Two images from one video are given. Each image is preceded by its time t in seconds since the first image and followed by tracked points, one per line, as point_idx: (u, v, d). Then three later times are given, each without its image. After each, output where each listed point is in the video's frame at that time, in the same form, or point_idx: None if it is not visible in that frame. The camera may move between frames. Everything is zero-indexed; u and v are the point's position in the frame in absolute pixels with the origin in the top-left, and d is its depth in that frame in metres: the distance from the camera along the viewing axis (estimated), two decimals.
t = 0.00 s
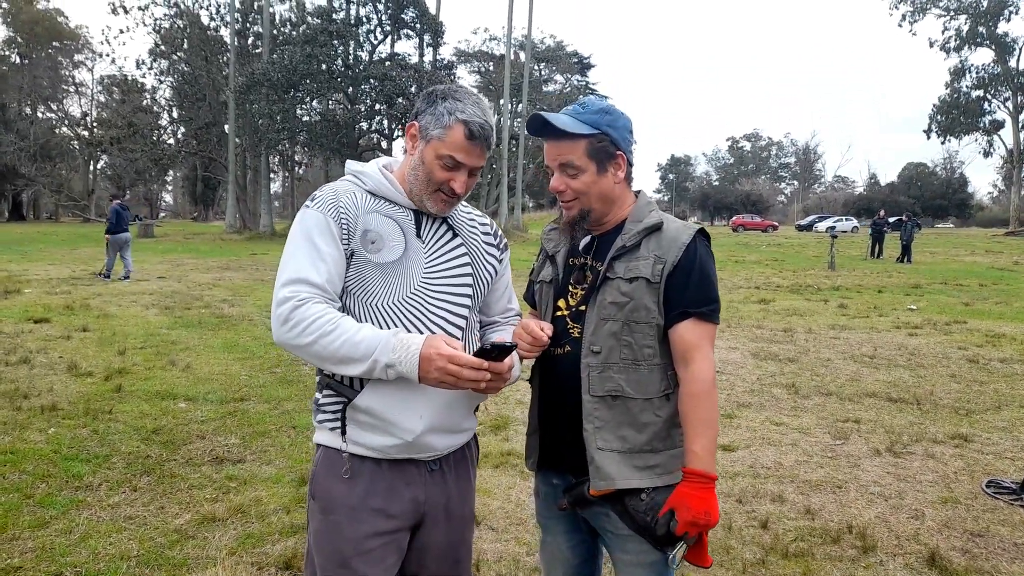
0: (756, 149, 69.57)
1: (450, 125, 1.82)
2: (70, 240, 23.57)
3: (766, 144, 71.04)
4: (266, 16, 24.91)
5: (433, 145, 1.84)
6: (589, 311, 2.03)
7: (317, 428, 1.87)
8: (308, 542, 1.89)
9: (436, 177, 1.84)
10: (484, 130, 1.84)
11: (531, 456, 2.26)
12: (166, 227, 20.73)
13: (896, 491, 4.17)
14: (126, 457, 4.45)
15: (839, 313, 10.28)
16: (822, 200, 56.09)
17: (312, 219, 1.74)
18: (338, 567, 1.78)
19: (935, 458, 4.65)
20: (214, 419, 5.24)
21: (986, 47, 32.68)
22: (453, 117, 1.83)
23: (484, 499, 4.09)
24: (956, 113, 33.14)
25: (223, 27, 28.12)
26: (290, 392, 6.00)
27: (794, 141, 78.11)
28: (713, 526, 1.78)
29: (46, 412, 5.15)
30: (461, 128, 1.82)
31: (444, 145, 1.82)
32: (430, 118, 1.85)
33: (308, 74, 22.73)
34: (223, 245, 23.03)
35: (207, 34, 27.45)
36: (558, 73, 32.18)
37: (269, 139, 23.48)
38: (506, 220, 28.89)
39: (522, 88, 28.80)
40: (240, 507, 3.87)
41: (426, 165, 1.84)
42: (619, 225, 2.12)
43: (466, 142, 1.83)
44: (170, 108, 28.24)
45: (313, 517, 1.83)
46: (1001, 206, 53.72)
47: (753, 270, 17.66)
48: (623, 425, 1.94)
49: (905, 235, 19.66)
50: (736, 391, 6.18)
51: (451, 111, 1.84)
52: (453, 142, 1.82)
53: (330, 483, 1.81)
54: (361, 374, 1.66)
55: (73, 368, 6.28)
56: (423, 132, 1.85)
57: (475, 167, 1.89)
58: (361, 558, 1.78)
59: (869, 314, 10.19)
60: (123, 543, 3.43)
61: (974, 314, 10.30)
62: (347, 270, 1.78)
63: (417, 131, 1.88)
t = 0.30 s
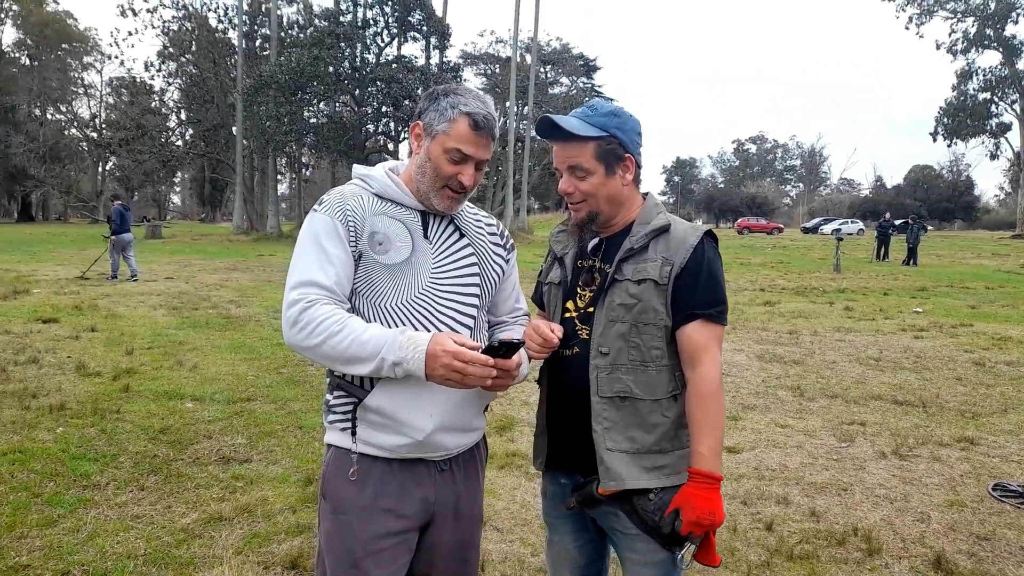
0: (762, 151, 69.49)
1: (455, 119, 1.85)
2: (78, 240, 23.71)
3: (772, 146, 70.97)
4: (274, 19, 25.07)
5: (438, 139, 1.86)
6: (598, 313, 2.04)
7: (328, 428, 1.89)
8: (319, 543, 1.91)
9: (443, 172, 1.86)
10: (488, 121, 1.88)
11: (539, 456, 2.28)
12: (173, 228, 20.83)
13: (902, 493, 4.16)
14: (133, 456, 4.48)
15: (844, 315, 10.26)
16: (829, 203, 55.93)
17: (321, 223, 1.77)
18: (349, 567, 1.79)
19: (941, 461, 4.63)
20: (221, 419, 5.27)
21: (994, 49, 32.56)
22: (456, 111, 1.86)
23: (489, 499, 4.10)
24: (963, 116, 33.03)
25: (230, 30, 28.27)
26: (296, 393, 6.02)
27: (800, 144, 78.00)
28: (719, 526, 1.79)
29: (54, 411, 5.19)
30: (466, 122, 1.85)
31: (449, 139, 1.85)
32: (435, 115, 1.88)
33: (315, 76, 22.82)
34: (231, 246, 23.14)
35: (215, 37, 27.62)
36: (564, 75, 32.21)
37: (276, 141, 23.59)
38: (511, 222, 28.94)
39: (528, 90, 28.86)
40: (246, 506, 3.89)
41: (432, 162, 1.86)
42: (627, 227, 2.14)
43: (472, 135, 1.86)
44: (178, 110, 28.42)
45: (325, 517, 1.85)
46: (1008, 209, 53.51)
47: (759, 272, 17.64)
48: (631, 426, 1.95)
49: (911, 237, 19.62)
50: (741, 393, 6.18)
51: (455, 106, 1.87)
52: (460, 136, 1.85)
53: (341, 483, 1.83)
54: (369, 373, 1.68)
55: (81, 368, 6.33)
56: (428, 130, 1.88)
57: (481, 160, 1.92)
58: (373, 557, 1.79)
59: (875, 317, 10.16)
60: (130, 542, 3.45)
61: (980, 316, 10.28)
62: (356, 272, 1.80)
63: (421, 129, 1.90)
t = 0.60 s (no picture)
0: (765, 151, 69.38)
1: (461, 110, 1.86)
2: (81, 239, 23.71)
3: (775, 146, 70.88)
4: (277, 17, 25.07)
5: (448, 133, 1.87)
6: (604, 312, 2.03)
7: (333, 426, 1.88)
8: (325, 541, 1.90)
9: (456, 165, 1.87)
10: (494, 111, 1.90)
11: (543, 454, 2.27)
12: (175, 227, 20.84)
13: (905, 494, 4.15)
14: (135, 454, 4.49)
15: (847, 316, 10.24)
16: (831, 202, 55.86)
17: (325, 223, 1.77)
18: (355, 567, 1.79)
19: (944, 461, 4.62)
20: (223, 417, 5.27)
21: (998, 49, 32.45)
22: (462, 103, 1.87)
23: (491, 498, 4.10)
24: (967, 116, 32.92)
25: (234, 28, 28.26)
26: (298, 391, 6.03)
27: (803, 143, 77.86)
28: (723, 526, 1.79)
29: (56, 409, 5.19)
30: (474, 112, 1.87)
31: (458, 131, 1.85)
32: (440, 109, 1.88)
33: (318, 75, 22.80)
34: (234, 244, 23.14)
35: (218, 35, 27.62)
36: (567, 75, 32.17)
37: (279, 139, 23.61)
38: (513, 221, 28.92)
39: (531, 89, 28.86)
40: (248, 504, 3.90)
41: (443, 155, 1.86)
42: (632, 225, 2.13)
43: (480, 124, 1.88)
44: (181, 108, 28.44)
45: (330, 515, 1.84)
46: (1012, 210, 53.39)
47: (762, 272, 17.61)
48: (636, 425, 1.95)
49: (914, 237, 19.58)
50: (744, 393, 6.17)
51: (459, 98, 1.88)
52: (469, 127, 1.86)
53: (347, 481, 1.82)
54: (375, 372, 1.68)
55: (83, 366, 6.34)
56: (434, 125, 1.88)
57: (488, 150, 1.93)
58: (377, 555, 1.79)
59: (878, 317, 10.14)
60: (132, 539, 3.46)
61: (984, 317, 10.26)
62: (359, 271, 1.80)
63: (427, 125, 1.90)
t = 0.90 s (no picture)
0: (765, 154, 69.45)
1: (459, 104, 1.90)
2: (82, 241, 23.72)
3: (775, 148, 70.95)
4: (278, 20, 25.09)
5: (450, 129, 1.89)
6: (609, 317, 2.03)
7: (339, 429, 1.89)
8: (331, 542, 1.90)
9: (465, 158, 1.89)
10: (487, 99, 1.95)
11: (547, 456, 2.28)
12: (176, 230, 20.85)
13: (905, 497, 4.15)
14: (136, 457, 4.49)
15: (848, 318, 10.25)
16: (832, 205, 55.92)
17: (329, 229, 1.77)
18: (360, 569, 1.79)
19: (944, 464, 4.62)
20: (223, 420, 5.27)
21: (998, 52, 32.47)
22: (457, 97, 1.91)
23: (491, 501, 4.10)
24: (967, 119, 32.94)
25: (235, 31, 28.29)
26: (298, 394, 6.03)
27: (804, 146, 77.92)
28: (728, 535, 1.78)
29: (57, 411, 5.19)
30: (470, 104, 1.92)
31: (462, 124, 1.89)
32: (437, 109, 1.91)
33: (319, 77, 22.83)
34: (235, 247, 23.12)
35: (219, 38, 27.65)
36: (567, 77, 32.20)
37: (280, 142, 23.64)
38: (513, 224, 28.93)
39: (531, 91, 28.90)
40: (248, 507, 3.89)
41: (449, 152, 1.89)
42: (641, 229, 2.13)
43: (478, 113, 1.93)
44: (182, 111, 28.47)
45: (335, 516, 1.85)
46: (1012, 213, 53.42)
47: (763, 274, 17.61)
48: (639, 431, 1.95)
49: (914, 240, 19.58)
50: (744, 396, 6.17)
51: (453, 93, 1.92)
52: (470, 119, 1.91)
53: (352, 484, 1.83)
54: (381, 376, 1.69)
55: (84, 368, 6.34)
56: (434, 125, 1.90)
57: (490, 140, 1.97)
58: (381, 559, 1.79)
59: (879, 320, 10.14)
60: (132, 542, 3.46)
61: (984, 320, 10.26)
62: (364, 275, 1.81)
63: (426, 128, 1.91)
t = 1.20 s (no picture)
0: (766, 157, 69.44)
1: (457, 100, 1.89)
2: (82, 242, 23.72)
3: (776, 152, 70.95)
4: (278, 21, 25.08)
5: (450, 125, 1.88)
6: (623, 326, 2.00)
7: (342, 430, 1.88)
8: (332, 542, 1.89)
9: (466, 153, 1.88)
10: (484, 94, 1.93)
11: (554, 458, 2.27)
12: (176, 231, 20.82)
13: (907, 502, 4.13)
14: (135, 458, 4.47)
15: (850, 322, 10.22)
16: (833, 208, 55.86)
17: (332, 232, 1.76)
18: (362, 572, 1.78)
19: (947, 469, 4.60)
20: (223, 422, 5.25)
21: (1000, 56, 32.45)
22: (454, 93, 1.90)
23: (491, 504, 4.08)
24: (969, 122, 32.90)
25: (236, 32, 28.28)
26: (298, 396, 6.01)
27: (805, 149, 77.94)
28: (729, 562, 1.78)
29: (56, 412, 5.17)
30: (468, 99, 1.90)
31: (461, 119, 1.88)
32: (435, 106, 1.89)
33: (319, 78, 22.82)
34: (235, 248, 23.09)
35: (220, 38, 27.65)
36: (569, 79, 32.20)
37: (280, 143, 23.64)
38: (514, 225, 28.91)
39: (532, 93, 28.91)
40: (248, 509, 3.87)
41: (450, 149, 1.87)
42: (664, 232, 2.10)
43: (475, 107, 1.91)
44: (182, 111, 28.47)
45: (338, 518, 1.83)
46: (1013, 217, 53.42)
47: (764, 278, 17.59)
48: (645, 445, 1.92)
49: (916, 243, 19.53)
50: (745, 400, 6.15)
51: (450, 89, 1.91)
52: (468, 114, 1.89)
53: (355, 486, 1.81)
54: (384, 380, 1.67)
55: (83, 369, 6.33)
56: (433, 124, 1.88)
57: (490, 134, 1.96)
58: (383, 562, 1.78)
59: (881, 324, 10.11)
60: (131, 544, 3.44)
61: (987, 324, 10.23)
62: (367, 278, 1.79)
63: (426, 126, 1.90)
